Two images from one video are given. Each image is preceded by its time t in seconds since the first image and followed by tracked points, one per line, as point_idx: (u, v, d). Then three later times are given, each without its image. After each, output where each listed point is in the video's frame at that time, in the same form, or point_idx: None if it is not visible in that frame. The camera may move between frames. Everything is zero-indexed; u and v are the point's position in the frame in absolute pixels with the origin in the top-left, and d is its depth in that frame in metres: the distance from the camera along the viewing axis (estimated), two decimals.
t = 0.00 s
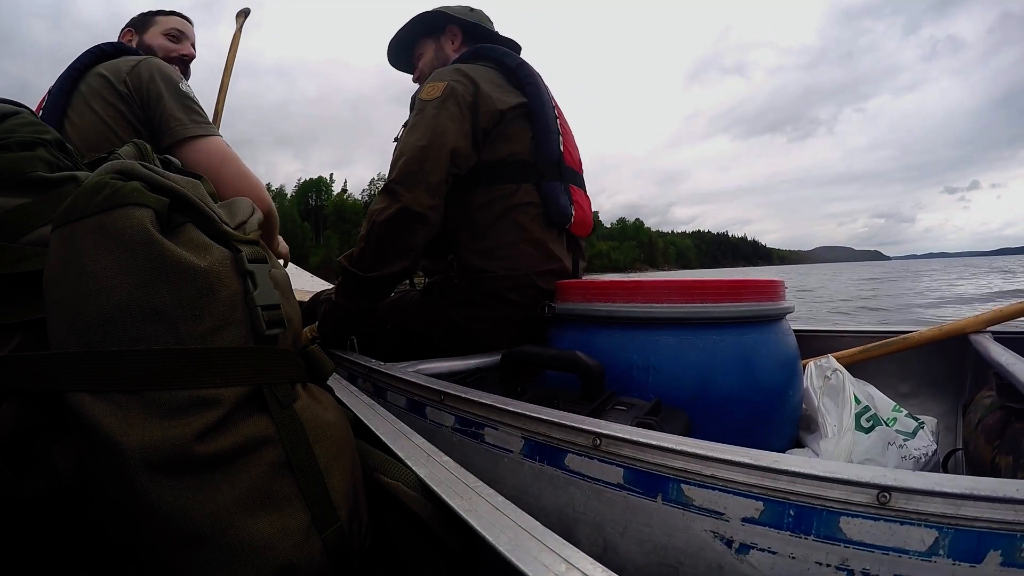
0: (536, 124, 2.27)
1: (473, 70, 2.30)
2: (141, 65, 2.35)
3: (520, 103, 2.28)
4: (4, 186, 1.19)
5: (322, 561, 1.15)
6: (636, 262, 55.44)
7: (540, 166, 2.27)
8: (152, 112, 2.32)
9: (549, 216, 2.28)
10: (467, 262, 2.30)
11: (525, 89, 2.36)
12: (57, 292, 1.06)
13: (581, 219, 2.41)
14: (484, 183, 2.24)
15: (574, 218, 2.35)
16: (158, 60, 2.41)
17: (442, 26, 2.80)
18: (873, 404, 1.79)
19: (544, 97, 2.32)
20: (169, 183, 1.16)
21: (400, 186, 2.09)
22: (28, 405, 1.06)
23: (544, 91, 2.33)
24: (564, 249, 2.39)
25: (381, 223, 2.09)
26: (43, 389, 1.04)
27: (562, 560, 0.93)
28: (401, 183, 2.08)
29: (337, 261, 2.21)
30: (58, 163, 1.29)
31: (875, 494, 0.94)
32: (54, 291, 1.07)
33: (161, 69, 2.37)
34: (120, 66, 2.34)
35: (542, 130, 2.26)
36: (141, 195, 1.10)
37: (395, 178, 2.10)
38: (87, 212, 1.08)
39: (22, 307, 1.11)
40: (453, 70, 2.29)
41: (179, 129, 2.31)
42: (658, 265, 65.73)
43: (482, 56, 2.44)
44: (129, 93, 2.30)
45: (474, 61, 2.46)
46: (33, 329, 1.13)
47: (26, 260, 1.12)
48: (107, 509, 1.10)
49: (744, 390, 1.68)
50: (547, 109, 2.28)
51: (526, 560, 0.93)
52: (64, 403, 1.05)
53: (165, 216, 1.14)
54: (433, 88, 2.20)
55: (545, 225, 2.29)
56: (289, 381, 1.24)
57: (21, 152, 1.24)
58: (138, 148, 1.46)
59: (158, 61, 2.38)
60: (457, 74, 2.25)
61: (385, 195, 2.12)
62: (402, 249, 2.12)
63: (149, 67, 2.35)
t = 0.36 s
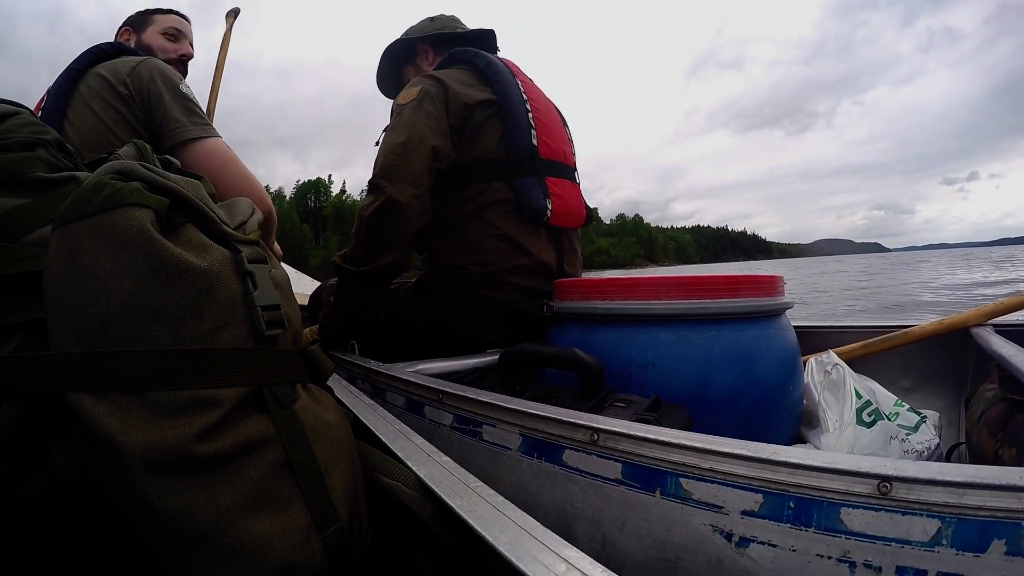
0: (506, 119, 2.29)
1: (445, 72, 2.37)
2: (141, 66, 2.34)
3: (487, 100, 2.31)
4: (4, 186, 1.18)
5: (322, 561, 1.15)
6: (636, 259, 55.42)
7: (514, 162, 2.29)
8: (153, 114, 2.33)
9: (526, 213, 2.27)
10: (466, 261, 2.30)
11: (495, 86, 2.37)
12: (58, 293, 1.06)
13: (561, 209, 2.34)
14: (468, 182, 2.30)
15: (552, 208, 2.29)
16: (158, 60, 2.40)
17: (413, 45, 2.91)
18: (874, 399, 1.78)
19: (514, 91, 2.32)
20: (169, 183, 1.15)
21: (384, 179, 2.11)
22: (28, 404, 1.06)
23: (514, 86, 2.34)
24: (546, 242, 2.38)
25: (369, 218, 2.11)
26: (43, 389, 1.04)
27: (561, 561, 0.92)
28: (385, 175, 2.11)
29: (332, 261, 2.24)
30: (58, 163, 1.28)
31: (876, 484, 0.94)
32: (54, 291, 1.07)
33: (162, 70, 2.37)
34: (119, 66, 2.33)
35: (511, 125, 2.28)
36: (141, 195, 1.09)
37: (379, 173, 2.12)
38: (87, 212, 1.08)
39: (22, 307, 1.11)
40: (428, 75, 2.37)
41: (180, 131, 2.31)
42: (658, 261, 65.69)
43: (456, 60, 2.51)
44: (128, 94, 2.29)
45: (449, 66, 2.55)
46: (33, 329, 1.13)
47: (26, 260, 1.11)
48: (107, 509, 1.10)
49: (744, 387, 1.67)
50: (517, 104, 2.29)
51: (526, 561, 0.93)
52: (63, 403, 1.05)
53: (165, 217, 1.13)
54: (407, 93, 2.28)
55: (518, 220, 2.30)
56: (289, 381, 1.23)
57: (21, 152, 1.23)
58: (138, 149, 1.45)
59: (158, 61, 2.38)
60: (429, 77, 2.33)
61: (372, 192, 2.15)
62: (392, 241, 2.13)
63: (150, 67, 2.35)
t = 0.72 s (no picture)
0: (495, 124, 2.32)
1: (435, 82, 2.43)
2: (139, 65, 2.35)
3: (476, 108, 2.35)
4: (4, 186, 1.19)
5: (322, 562, 1.15)
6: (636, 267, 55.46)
7: (505, 166, 2.31)
8: (151, 115, 2.35)
9: (518, 214, 2.28)
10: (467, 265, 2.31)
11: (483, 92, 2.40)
12: (58, 293, 1.06)
13: (553, 212, 2.35)
14: (464, 186, 2.34)
15: (544, 210, 2.30)
16: (155, 57, 2.40)
17: (404, 69, 2.99)
18: (874, 406, 1.79)
19: (501, 95, 2.34)
20: (169, 183, 1.16)
21: (376, 176, 2.14)
22: (28, 405, 1.06)
23: (502, 90, 2.37)
24: (540, 241, 2.38)
25: (361, 215, 2.13)
26: (43, 389, 1.04)
27: (562, 561, 0.92)
28: (376, 173, 2.13)
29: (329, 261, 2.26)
30: (58, 163, 1.30)
31: (876, 477, 0.94)
32: (53, 290, 1.07)
33: (160, 70, 2.37)
34: (116, 64, 2.33)
35: (500, 129, 2.30)
36: (141, 195, 1.10)
37: (370, 171, 2.15)
38: (87, 212, 1.08)
39: (22, 307, 1.12)
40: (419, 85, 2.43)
41: (181, 135, 2.33)
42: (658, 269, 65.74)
43: (446, 71, 2.55)
44: (127, 95, 2.30)
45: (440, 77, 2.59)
46: (33, 329, 1.14)
47: (27, 259, 1.12)
48: (107, 509, 1.10)
49: (745, 390, 1.68)
50: (505, 107, 2.30)
51: (526, 560, 0.93)
52: (64, 404, 1.05)
53: (165, 217, 1.14)
54: (398, 101, 2.34)
55: (513, 225, 2.32)
56: (289, 381, 1.24)
57: (21, 152, 1.24)
58: (138, 149, 1.46)
59: (157, 60, 2.38)
60: (420, 86, 2.38)
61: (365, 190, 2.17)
62: (386, 237, 2.16)
63: (148, 67, 2.35)
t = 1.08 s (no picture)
0: (490, 133, 2.34)
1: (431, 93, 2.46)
2: (149, 69, 2.36)
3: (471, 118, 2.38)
4: (4, 186, 1.20)
5: (322, 562, 1.15)
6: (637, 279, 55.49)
7: (501, 174, 2.33)
8: (161, 121, 2.38)
9: (513, 220, 2.29)
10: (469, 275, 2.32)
11: (478, 102, 2.43)
12: (58, 293, 1.07)
13: (548, 219, 2.36)
14: (461, 199, 2.37)
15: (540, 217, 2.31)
16: (164, 62, 2.42)
17: (405, 76, 3.02)
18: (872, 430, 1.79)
19: (496, 105, 2.37)
20: (168, 183, 1.17)
21: (377, 182, 2.16)
22: (28, 405, 1.07)
23: (496, 100, 2.39)
24: (536, 251, 2.39)
25: (361, 220, 2.15)
26: (43, 389, 1.04)
27: (562, 560, 0.92)
28: (377, 179, 2.16)
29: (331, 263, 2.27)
30: (58, 162, 1.31)
31: (870, 526, 0.94)
32: (53, 289, 1.07)
33: (170, 75, 2.39)
34: (125, 67, 2.34)
35: (495, 138, 2.33)
36: (141, 195, 1.11)
37: (370, 177, 2.17)
38: (87, 212, 1.09)
39: (22, 307, 1.12)
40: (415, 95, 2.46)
41: (193, 142, 2.38)
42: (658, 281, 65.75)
43: (442, 82, 2.59)
44: (138, 100, 2.32)
45: (436, 87, 2.62)
46: (33, 329, 1.14)
47: (27, 260, 1.13)
48: (107, 509, 1.10)
49: (746, 414, 1.68)
50: (499, 117, 2.33)
51: (525, 559, 0.93)
52: (63, 403, 1.05)
53: (165, 217, 1.14)
54: (395, 112, 2.37)
55: (511, 230, 2.33)
56: (289, 381, 1.24)
57: (21, 152, 1.26)
58: (138, 149, 1.47)
59: (166, 65, 2.40)
60: (416, 96, 2.41)
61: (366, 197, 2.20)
62: (386, 241, 2.16)
63: (158, 71, 2.37)
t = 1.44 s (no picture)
0: (484, 135, 2.34)
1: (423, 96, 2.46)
2: (159, 73, 2.37)
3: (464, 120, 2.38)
4: (4, 186, 1.20)
5: (321, 561, 1.16)
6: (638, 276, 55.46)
7: (496, 175, 2.33)
8: (172, 123, 2.39)
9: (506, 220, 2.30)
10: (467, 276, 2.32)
11: (470, 104, 2.43)
12: (58, 292, 1.06)
13: (542, 218, 2.37)
14: (456, 199, 2.36)
15: (533, 217, 2.32)
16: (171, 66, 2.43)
17: (399, 78, 3.02)
18: (871, 430, 1.79)
19: (488, 107, 2.37)
20: (168, 183, 1.16)
21: (374, 183, 2.15)
22: (28, 404, 1.07)
23: (488, 102, 2.40)
24: (530, 252, 2.39)
25: (360, 222, 2.16)
26: (43, 389, 1.04)
27: (562, 560, 0.92)
28: (374, 180, 2.15)
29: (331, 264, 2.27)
30: (58, 163, 1.31)
31: (860, 534, 0.94)
32: (53, 289, 1.07)
33: (179, 79, 2.42)
34: (135, 71, 2.34)
35: (489, 140, 2.33)
36: (140, 195, 1.10)
37: (366, 179, 2.17)
38: (87, 212, 1.09)
39: (22, 307, 1.12)
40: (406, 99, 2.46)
41: (207, 139, 2.40)
42: (659, 279, 65.68)
43: (434, 84, 2.59)
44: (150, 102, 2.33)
45: (428, 90, 2.62)
46: (33, 329, 1.14)
47: (26, 260, 1.13)
48: (108, 509, 1.10)
49: (743, 414, 1.68)
50: (493, 119, 2.34)
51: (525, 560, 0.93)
52: (63, 403, 1.05)
53: (165, 217, 1.14)
54: (388, 115, 2.36)
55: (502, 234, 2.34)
56: (289, 381, 1.24)
57: (21, 152, 1.25)
58: (138, 148, 1.47)
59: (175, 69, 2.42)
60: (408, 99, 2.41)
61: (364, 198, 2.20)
62: (386, 242, 2.16)
63: (168, 75, 2.39)
